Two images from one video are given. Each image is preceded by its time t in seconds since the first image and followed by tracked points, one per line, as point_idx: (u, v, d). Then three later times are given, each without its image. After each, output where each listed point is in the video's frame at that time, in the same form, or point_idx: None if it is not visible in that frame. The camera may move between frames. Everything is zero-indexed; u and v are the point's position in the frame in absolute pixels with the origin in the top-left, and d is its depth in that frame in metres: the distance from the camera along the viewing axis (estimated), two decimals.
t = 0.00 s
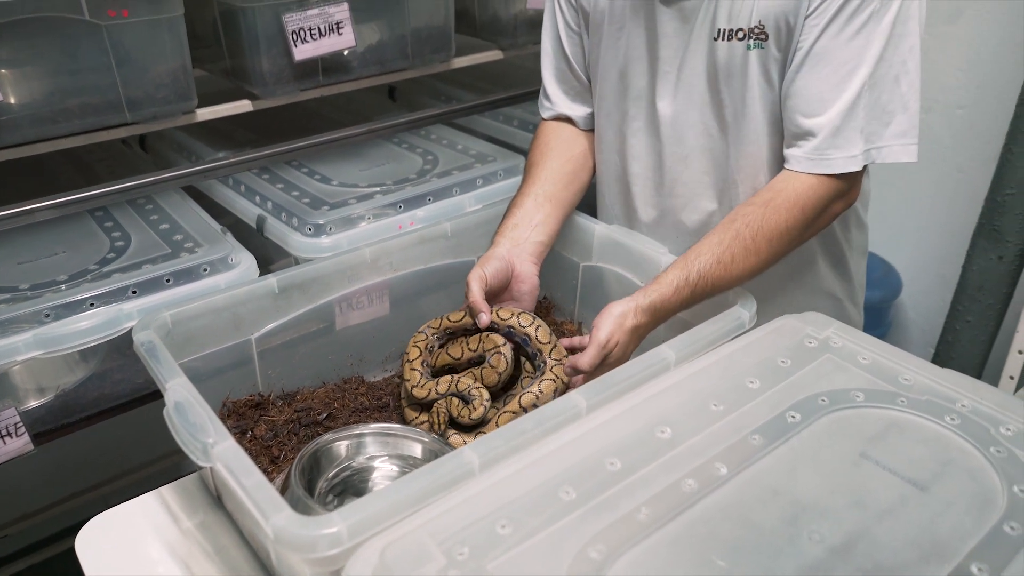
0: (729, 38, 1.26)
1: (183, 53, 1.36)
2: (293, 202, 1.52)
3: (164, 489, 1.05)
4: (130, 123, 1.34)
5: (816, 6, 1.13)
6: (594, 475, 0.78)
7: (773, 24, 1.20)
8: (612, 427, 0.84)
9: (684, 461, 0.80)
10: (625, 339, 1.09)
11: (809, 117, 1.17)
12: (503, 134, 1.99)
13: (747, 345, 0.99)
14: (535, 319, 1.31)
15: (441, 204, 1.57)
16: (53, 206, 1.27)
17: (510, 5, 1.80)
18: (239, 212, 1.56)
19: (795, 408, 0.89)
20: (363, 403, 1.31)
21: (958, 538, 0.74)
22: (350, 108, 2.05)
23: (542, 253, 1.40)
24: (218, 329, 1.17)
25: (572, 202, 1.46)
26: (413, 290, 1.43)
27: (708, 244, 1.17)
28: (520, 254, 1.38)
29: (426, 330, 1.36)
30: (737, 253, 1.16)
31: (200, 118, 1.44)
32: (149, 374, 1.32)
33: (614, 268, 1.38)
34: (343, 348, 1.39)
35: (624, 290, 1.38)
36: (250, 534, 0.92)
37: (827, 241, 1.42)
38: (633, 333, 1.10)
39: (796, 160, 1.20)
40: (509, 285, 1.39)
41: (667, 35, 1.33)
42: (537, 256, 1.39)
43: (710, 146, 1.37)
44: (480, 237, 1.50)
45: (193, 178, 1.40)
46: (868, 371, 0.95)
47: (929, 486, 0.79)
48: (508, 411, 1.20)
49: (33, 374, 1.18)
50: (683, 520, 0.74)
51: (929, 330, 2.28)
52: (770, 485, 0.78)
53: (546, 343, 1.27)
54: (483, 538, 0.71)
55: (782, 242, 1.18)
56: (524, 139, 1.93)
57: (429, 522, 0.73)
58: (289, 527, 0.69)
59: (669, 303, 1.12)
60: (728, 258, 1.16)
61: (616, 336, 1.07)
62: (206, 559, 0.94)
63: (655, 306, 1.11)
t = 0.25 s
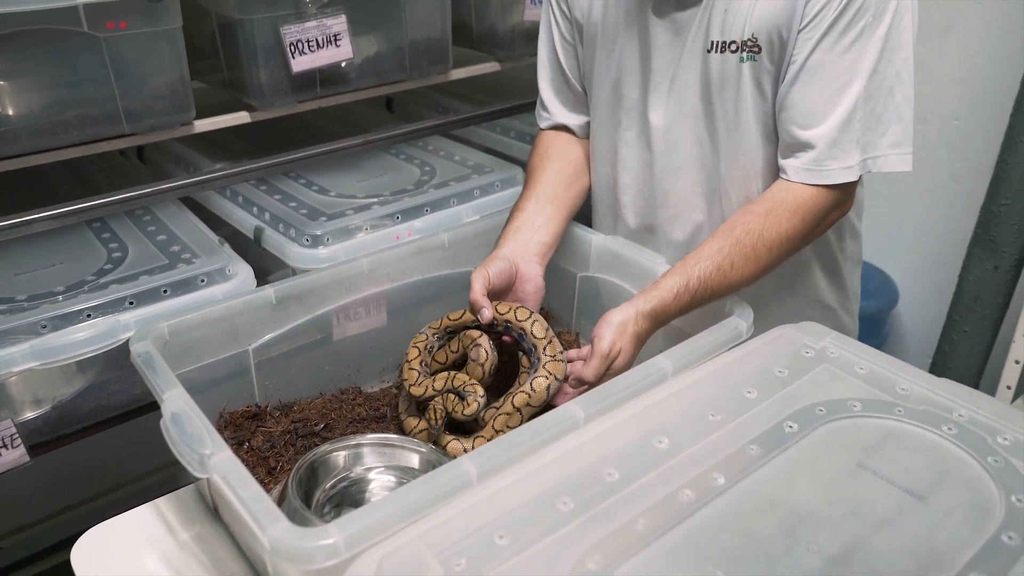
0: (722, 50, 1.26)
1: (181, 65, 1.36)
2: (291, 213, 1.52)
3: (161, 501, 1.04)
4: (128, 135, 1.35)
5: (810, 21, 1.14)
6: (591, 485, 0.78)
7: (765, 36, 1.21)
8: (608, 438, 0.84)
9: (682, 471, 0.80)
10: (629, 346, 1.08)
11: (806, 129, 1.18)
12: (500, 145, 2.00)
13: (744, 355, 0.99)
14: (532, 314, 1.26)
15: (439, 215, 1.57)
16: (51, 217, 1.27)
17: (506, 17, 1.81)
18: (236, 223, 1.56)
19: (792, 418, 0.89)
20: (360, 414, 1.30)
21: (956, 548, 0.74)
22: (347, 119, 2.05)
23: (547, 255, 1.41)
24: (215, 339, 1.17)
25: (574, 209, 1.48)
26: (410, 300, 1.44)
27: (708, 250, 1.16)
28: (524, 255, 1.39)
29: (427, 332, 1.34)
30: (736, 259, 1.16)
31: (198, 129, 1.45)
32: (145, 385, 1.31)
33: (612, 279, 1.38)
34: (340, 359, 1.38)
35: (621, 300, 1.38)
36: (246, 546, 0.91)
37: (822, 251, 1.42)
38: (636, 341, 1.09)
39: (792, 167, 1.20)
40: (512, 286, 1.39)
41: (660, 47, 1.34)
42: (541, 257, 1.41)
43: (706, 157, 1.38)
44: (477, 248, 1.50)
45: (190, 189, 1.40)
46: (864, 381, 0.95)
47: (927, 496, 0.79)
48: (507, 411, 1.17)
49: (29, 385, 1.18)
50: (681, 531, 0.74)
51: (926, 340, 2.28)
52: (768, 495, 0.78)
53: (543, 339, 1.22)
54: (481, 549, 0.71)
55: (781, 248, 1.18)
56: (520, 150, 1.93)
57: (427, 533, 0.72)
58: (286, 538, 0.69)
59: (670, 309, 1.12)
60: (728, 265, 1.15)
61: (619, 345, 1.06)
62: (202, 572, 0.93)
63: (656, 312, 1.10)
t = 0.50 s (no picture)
0: (722, 59, 1.26)
1: (178, 73, 1.36)
2: (288, 220, 1.52)
3: (156, 510, 1.03)
4: (125, 143, 1.34)
5: (811, 31, 1.15)
6: (590, 493, 0.78)
7: (765, 46, 1.21)
8: (606, 446, 0.83)
9: (680, 479, 0.80)
10: (632, 349, 1.07)
11: (806, 139, 1.18)
12: (497, 153, 2.00)
13: (742, 363, 0.98)
14: (538, 291, 1.23)
15: (436, 222, 1.57)
16: (46, 225, 1.26)
17: (503, 26, 1.82)
18: (233, 230, 1.56)
19: (791, 425, 0.88)
20: (357, 422, 1.30)
21: (956, 555, 0.73)
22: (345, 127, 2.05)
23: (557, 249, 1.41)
24: (211, 347, 1.17)
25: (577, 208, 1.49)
26: (408, 308, 1.43)
27: (709, 256, 1.17)
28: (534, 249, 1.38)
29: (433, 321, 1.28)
30: (737, 265, 1.17)
31: (195, 137, 1.45)
32: (141, 393, 1.30)
33: (610, 287, 1.38)
34: (337, 367, 1.38)
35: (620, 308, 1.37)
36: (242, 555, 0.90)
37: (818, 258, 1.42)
38: (639, 343, 1.08)
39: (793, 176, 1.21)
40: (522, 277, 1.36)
41: (659, 55, 1.34)
42: (551, 250, 1.40)
43: (703, 164, 1.38)
44: (475, 256, 1.49)
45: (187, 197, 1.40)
46: (863, 388, 0.95)
47: (927, 503, 0.79)
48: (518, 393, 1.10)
49: (22, 397, 1.19)
50: (679, 539, 0.73)
51: (924, 348, 2.28)
52: (767, 503, 0.78)
53: (547, 315, 1.18)
54: (478, 558, 0.70)
55: (782, 255, 1.19)
56: (518, 158, 1.94)
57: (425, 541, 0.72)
58: (281, 547, 0.68)
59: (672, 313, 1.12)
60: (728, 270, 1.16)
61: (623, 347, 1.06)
62: None
63: (659, 316, 1.10)
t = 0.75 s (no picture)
0: (722, 71, 1.27)
1: (172, 83, 1.36)
2: (283, 231, 1.52)
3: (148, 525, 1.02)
4: (119, 154, 1.34)
5: (813, 46, 1.15)
6: (586, 505, 0.77)
7: (766, 58, 1.21)
8: (603, 457, 0.83)
9: (677, 491, 0.79)
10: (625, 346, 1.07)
11: (807, 153, 1.18)
12: (492, 164, 2.00)
13: (738, 373, 0.98)
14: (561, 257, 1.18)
15: (432, 233, 1.57)
16: (39, 236, 1.25)
17: (498, 37, 1.82)
18: (227, 241, 1.55)
19: (788, 435, 0.88)
20: (352, 434, 1.28)
21: (954, 566, 0.73)
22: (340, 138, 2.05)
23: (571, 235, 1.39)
24: (204, 359, 1.16)
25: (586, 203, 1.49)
26: (403, 319, 1.43)
27: (706, 259, 1.16)
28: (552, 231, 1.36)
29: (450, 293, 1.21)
30: (733, 270, 1.17)
31: (189, 148, 1.44)
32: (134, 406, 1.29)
33: (605, 297, 1.37)
34: (332, 379, 1.37)
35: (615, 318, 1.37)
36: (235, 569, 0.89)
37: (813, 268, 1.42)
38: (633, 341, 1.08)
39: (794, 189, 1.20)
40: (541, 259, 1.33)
41: (658, 66, 1.34)
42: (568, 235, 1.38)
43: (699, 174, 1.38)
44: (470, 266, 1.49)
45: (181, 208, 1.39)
46: (860, 398, 0.94)
47: (924, 514, 0.79)
48: (545, 360, 1.03)
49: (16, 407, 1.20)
50: (676, 551, 0.73)
51: (919, 357, 2.28)
52: (764, 514, 0.78)
53: (571, 278, 1.12)
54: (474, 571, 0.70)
55: (778, 263, 1.19)
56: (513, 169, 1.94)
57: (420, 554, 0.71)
58: (275, 561, 0.68)
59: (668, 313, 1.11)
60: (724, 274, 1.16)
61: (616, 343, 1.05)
62: None
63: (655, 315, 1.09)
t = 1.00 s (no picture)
0: (717, 87, 1.27)
1: (159, 98, 1.35)
2: (270, 246, 1.51)
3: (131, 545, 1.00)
4: (105, 169, 1.33)
5: (814, 68, 1.17)
6: (574, 523, 0.76)
7: (763, 76, 1.22)
8: (592, 473, 0.82)
9: (665, 507, 0.79)
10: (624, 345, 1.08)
11: (807, 174, 1.20)
12: (481, 177, 2.00)
13: (727, 387, 0.98)
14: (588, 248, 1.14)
15: (421, 247, 1.57)
16: (24, 252, 1.24)
17: (486, 51, 1.83)
18: (215, 256, 1.54)
19: (777, 449, 0.87)
20: (339, 449, 1.27)
21: None
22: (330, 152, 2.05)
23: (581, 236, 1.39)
24: (191, 375, 1.15)
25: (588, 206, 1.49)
26: (391, 333, 1.42)
27: (708, 266, 1.17)
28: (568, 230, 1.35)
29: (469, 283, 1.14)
30: (732, 279, 1.18)
31: (177, 162, 1.43)
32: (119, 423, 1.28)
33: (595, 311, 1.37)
34: (320, 394, 1.36)
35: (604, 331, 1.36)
36: None
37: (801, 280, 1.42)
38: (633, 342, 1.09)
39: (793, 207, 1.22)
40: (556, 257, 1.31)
41: (650, 80, 1.35)
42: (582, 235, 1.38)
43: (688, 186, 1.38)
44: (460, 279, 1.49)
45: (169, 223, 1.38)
46: (849, 411, 0.94)
47: (915, 528, 0.78)
48: (585, 358, 1.00)
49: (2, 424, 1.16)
50: (665, 569, 0.72)
51: (910, 368, 2.28)
52: (754, 530, 0.77)
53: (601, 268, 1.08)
54: None
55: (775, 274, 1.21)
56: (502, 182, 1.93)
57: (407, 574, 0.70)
58: None
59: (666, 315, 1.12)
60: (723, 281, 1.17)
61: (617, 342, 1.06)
62: None
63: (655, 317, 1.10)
